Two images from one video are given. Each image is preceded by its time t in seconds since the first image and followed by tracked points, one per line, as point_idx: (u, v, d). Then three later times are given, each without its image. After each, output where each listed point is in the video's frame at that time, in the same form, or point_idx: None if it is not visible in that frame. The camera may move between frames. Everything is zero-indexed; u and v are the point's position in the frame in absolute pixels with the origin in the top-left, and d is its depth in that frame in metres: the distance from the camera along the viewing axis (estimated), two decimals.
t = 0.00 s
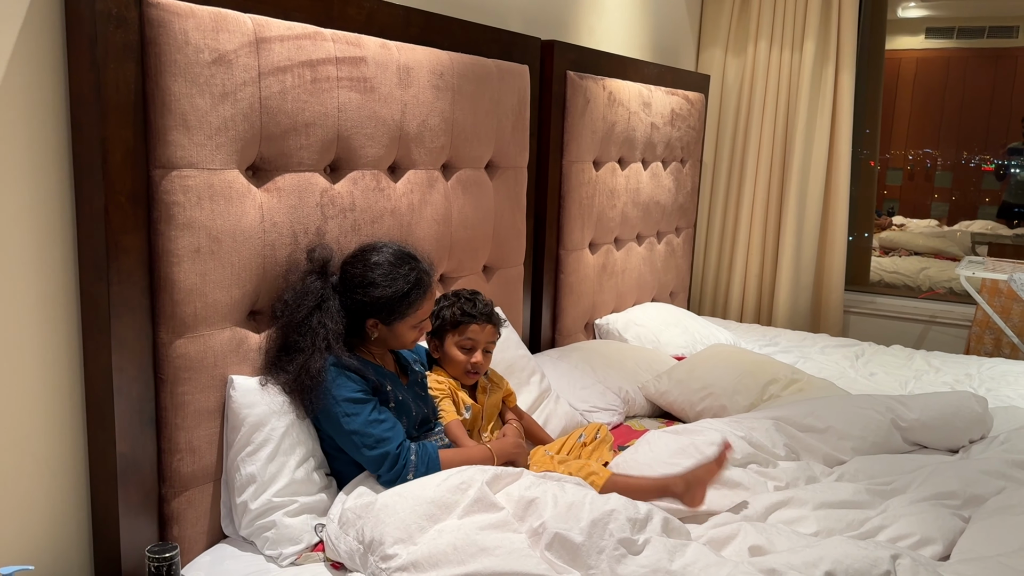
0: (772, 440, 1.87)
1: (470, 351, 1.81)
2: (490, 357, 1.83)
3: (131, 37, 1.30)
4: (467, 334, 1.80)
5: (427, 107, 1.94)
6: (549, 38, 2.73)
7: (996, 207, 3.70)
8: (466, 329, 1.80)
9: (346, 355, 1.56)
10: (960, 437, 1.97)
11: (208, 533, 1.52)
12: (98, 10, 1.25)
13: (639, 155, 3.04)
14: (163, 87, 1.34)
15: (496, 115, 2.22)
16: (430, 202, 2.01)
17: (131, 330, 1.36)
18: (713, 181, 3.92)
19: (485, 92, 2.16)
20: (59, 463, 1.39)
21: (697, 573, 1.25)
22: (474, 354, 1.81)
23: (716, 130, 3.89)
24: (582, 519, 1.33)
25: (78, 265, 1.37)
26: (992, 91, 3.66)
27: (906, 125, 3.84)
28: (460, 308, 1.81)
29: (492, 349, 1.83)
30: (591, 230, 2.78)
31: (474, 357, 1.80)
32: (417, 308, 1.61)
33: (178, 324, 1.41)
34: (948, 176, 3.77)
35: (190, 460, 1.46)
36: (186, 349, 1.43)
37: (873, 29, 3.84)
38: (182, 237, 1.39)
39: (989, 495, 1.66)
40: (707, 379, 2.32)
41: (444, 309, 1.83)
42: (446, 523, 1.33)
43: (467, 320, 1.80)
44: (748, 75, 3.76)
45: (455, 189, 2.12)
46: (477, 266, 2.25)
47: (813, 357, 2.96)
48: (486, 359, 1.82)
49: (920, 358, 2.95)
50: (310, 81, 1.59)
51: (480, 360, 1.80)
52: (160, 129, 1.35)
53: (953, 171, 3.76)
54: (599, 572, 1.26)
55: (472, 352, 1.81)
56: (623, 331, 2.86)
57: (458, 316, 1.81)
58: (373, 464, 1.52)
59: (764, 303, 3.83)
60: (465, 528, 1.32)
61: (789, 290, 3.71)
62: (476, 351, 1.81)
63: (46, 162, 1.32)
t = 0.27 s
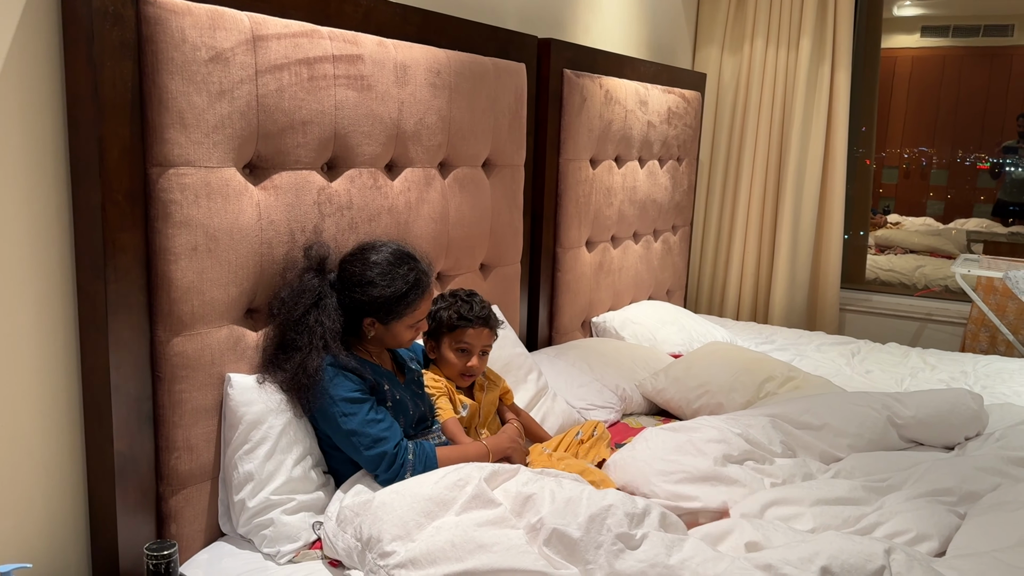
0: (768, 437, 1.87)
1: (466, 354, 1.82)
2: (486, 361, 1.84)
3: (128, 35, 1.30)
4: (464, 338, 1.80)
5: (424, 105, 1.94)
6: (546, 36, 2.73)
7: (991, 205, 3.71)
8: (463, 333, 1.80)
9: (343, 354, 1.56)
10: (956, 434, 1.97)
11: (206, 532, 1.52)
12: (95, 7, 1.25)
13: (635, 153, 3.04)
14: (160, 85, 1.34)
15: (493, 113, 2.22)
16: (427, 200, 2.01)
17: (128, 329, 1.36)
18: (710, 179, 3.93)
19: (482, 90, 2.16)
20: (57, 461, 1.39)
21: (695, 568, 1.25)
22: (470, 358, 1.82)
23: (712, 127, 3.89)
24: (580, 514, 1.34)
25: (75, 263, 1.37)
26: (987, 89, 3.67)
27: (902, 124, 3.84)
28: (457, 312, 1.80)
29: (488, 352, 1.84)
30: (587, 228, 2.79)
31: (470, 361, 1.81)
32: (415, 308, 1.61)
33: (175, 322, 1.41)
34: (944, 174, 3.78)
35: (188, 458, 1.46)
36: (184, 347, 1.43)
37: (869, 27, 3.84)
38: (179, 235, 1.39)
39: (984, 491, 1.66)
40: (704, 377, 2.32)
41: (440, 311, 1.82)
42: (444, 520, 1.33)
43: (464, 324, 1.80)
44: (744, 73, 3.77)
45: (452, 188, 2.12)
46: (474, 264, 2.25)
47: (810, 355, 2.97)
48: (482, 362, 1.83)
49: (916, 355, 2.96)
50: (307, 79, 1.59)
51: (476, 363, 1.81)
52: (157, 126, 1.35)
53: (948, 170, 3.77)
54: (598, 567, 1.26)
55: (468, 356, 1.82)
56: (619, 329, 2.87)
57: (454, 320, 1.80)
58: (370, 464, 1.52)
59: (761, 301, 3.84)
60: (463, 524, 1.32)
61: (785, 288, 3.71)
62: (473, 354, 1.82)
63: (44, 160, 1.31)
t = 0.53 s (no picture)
0: (764, 435, 1.88)
1: (464, 350, 1.82)
2: (484, 356, 1.84)
3: (125, 33, 1.30)
4: (462, 333, 1.81)
5: (420, 103, 1.94)
6: (542, 34, 2.73)
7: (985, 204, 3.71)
8: (461, 328, 1.80)
9: (340, 351, 1.56)
10: (950, 432, 1.98)
11: (203, 530, 1.52)
12: (91, 6, 1.24)
13: (631, 152, 3.04)
14: (157, 84, 1.34)
15: (489, 112, 2.22)
16: (424, 199, 2.01)
17: (125, 328, 1.35)
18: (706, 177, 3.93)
19: (478, 89, 2.16)
20: (53, 460, 1.39)
21: (692, 564, 1.26)
22: (468, 353, 1.82)
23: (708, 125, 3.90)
24: (577, 510, 1.34)
25: (71, 262, 1.37)
26: (982, 88, 3.68)
27: (896, 122, 3.85)
28: (454, 307, 1.81)
29: (486, 347, 1.84)
30: (584, 227, 2.79)
31: (468, 356, 1.82)
32: (412, 309, 1.61)
33: (172, 320, 1.41)
34: (938, 173, 3.80)
35: (185, 457, 1.46)
36: (180, 346, 1.43)
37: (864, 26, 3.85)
38: (176, 234, 1.39)
39: (979, 488, 1.67)
40: (699, 375, 2.33)
41: (438, 307, 1.82)
42: (441, 518, 1.33)
43: (462, 319, 1.80)
44: (740, 72, 3.77)
45: (449, 186, 2.12)
46: (470, 263, 2.25)
47: (805, 353, 2.98)
48: (480, 358, 1.83)
49: (911, 353, 2.97)
50: (304, 77, 1.59)
51: (473, 358, 1.82)
52: (153, 125, 1.35)
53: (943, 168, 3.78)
54: (595, 563, 1.27)
55: (466, 351, 1.82)
56: (615, 327, 2.87)
57: (452, 316, 1.80)
58: (366, 463, 1.53)
59: (756, 299, 3.84)
60: (459, 522, 1.32)
61: (781, 286, 3.72)
62: (471, 350, 1.82)
63: (40, 159, 1.31)
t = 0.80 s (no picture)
0: (759, 433, 1.89)
1: (465, 350, 1.81)
2: (482, 355, 1.84)
3: (120, 32, 1.30)
4: (465, 333, 1.80)
5: (416, 102, 1.94)
6: (537, 33, 2.73)
7: (979, 202, 3.73)
8: (464, 329, 1.79)
9: (337, 348, 1.57)
10: (945, 430, 1.99)
11: (199, 529, 1.52)
12: (86, 4, 1.24)
13: (627, 150, 3.05)
14: (152, 83, 1.34)
15: (485, 110, 2.22)
16: (420, 197, 2.01)
17: (121, 326, 1.35)
18: (701, 175, 3.94)
19: (474, 87, 2.16)
20: (49, 459, 1.38)
21: (688, 562, 1.27)
22: (469, 352, 1.82)
23: (703, 123, 3.90)
24: (573, 509, 1.34)
25: (67, 261, 1.37)
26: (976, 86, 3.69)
27: (891, 121, 3.86)
28: (459, 307, 1.79)
29: (485, 348, 1.83)
30: (579, 225, 2.79)
31: (468, 356, 1.81)
32: (408, 308, 1.61)
33: (167, 319, 1.41)
34: (932, 171, 3.81)
35: (181, 456, 1.46)
36: (176, 344, 1.43)
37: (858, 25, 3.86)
38: (171, 232, 1.39)
39: (972, 486, 1.68)
40: (695, 373, 2.33)
41: (442, 305, 1.80)
42: (438, 515, 1.33)
43: (465, 320, 1.79)
44: (735, 70, 3.78)
45: (445, 185, 2.12)
46: (466, 262, 2.25)
47: (800, 351, 2.99)
48: (478, 357, 1.83)
49: (905, 351, 2.98)
50: (300, 76, 1.59)
51: (473, 357, 1.82)
52: (149, 124, 1.35)
53: (937, 166, 3.80)
54: (591, 561, 1.27)
55: (466, 350, 1.81)
56: (611, 325, 2.88)
57: (456, 315, 1.79)
58: (363, 460, 1.53)
59: (751, 298, 3.85)
60: (456, 520, 1.32)
61: (776, 285, 3.73)
62: (471, 350, 1.82)
63: (35, 157, 1.31)
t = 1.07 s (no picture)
0: (755, 431, 1.89)
1: (473, 347, 1.81)
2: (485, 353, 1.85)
3: (114, 28, 1.29)
4: (476, 330, 1.80)
5: (412, 99, 1.94)
6: (534, 31, 2.73)
7: (975, 201, 3.73)
8: (476, 325, 1.80)
9: (332, 346, 1.56)
10: (940, 428, 1.99)
11: (193, 527, 1.51)
12: None
13: (623, 148, 3.05)
14: (147, 79, 1.33)
15: (481, 108, 2.22)
16: (416, 195, 2.00)
17: (115, 324, 1.35)
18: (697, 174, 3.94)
19: (470, 85, 2.15)
20: (43, 457, 1.38)
21: (683, 563, 1.27)
22: (476, 350, 1.81)
23: (700, 122, 3.90)
24: (568, 509, 1.34)
25: (61, 257, 1.36)
26: (972, 85, 3.70)
27: (887, 119, 3.86)
28: (469, 305, 1.81)
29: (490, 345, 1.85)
30: (576, 223, 2.79)
31: (476, 353, 1.81)
32: (403, 307, 1.61)
33: (162, 316, 1.40)
34: (928, 170, 3.81)
35: (175, 453, 1.46)
36: (171, 342, 1.42)
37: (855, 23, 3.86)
38: (166, 229, 1.38)
39: (968, 484, 1.69)
40: (691, 371, 2.33)
41: (451, 303, 1.81)
42: (432, 514, 1.33)
43: (476, 318, 1.80)
44: (731, 68, 3.78)
45: (441, 183, 2.12)
46: (462, 260, 2.25)
47: (796, 350, 2.99)
48: (482, 354, 1.84)
49: (901, 349, 2.99)
50: (295, 73, 1.59)
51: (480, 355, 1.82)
52: (143, 121, 1.34)
53: (933, 165, 3.80)
54: (585, 561, 1.27)
55: (474, 348, 1.81)
56: (607, 324, 2.87)
57: (469, 312, 1.80)
58: (357, 459, 1.52)
59: (747, 297, 3.86)
60: (451, 519, 1.32)
61: (772, 283, 3.74)
62: (478, 347, 1.82)
63: (29, 153, 1.30)
